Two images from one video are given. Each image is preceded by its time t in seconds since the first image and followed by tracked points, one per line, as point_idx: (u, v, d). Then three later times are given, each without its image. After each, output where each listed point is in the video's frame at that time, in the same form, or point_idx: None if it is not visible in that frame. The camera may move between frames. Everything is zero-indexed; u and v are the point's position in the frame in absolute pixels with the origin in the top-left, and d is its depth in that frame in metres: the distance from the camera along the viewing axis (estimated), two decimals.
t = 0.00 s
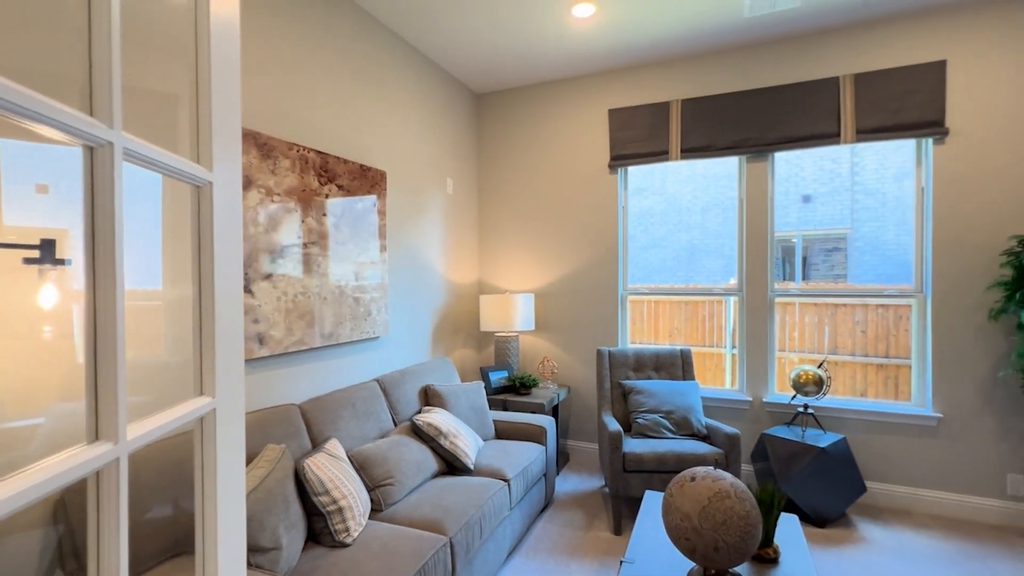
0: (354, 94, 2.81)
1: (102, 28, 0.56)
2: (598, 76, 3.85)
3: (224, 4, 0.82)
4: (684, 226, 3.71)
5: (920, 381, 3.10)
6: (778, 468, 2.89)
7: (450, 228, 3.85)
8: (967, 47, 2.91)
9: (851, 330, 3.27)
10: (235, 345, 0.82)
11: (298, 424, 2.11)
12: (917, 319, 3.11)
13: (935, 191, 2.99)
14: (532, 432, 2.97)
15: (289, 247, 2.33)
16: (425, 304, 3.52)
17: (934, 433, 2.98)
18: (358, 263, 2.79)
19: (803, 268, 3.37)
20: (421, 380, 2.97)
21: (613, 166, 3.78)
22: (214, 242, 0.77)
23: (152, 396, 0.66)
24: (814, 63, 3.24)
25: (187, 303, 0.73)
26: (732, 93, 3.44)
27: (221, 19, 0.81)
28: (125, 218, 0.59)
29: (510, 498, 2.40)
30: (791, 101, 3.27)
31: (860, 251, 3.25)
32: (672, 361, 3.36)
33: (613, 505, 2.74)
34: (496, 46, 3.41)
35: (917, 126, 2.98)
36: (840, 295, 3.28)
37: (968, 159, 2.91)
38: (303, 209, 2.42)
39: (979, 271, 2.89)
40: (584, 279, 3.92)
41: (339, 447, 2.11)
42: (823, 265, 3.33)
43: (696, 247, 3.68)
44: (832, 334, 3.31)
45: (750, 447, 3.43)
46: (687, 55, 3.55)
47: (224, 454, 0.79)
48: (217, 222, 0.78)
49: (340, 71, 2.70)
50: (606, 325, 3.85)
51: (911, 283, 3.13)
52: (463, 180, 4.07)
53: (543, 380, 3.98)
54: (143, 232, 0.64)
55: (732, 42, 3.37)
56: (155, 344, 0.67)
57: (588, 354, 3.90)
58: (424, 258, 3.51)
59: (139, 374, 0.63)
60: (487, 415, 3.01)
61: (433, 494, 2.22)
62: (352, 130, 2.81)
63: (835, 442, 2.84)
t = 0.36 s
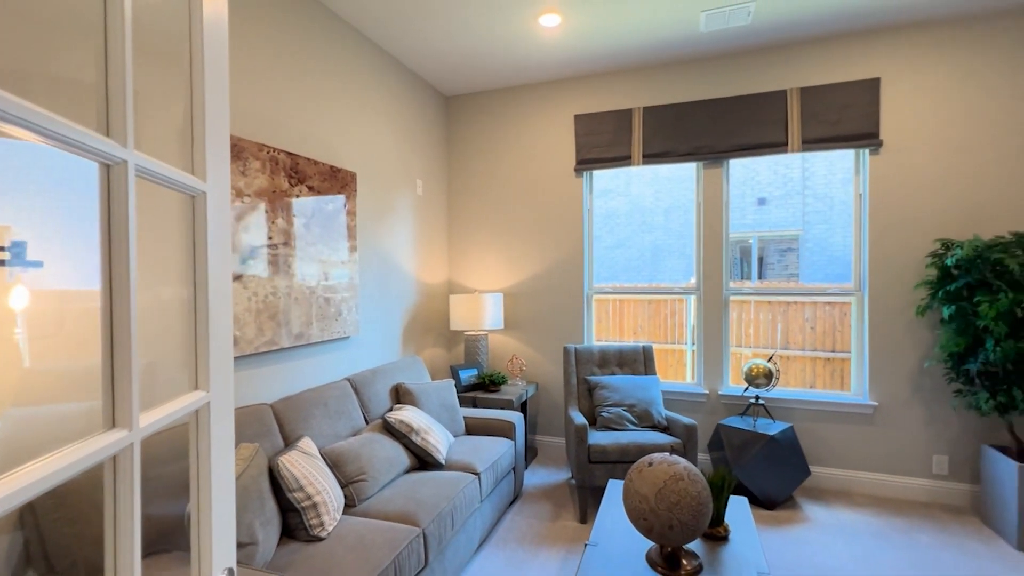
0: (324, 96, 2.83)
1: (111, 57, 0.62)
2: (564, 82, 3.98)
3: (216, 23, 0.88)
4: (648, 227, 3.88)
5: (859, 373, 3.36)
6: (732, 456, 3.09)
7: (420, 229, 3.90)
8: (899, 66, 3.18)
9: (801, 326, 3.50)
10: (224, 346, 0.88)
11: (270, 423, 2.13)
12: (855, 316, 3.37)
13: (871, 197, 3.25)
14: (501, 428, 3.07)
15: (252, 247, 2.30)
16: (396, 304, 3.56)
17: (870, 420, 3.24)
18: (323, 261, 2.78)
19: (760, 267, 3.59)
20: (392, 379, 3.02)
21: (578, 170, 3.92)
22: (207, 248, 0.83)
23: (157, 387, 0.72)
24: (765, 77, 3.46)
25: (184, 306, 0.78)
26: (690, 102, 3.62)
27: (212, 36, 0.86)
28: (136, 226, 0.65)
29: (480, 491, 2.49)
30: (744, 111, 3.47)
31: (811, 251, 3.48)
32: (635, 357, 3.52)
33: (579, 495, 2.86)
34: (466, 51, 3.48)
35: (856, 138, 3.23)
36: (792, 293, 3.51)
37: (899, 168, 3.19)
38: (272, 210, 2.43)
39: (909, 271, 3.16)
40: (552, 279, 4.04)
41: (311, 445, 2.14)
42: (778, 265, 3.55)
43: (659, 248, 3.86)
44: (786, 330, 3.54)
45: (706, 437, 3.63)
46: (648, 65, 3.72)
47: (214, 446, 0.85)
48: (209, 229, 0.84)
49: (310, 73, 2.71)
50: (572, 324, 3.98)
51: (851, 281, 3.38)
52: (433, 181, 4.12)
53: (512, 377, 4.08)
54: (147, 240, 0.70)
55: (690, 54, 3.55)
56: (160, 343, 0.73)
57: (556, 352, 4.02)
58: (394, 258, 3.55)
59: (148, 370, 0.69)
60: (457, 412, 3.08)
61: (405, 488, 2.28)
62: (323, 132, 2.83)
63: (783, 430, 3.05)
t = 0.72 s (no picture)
0: (295, 98, 2.91)
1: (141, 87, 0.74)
2: (529, 88, 4.15)
3: (213, 47, 1.00)
4: (611, 226, 4.10)
5: (798, 361, 3.67)
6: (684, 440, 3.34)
7: (389, 228, 4.00)
8: (831, 82, 3.49)
9: (753, 320, 3.78)
10: (223, 332, 1.00)
11: (246, 414, 2.22)
12: (795, 309, 3.68)
13: (808, 201, 3.56)
14: (470, 417, 3.22)
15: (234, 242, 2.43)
16: (367, 301, 3.66)
17: (807, 404, 3.55)
18: (293, 259, 2.84)
19: (719, 265, 3.85)
20: (364, 372, 3.13)
21: (543, 172, 4.10)
22: (209, 245, 0.95)
23: (174, 365, 0.84)
24: (714, 88, 3.72)
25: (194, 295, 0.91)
26: (646, 109, 3.86)
27: (212, 59, 0.98)
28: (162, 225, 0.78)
29: (449, 476, 2.64)
30: (695, 120, 3.73)
31: (765, 249, 3.75)
32: (596, 350, 3.74)
33: (543, 479, 3.05)
34: (434, 56, 3.61)
35: (794, 146, 3.53)
36: (746, 289, 3.78)
37: (832, 174, 3.50)
38: (245, 209, 2.50)
39: (840, 268, 3.49)
40: (518, 276, 4.21)
41: (287, 434, 2.24)
42: (736, 263, 3.81)
43: (622, 246, 4.08)
44: (736, 323, 3.82)
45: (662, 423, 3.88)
46: (608, 73, 3.93)
47: (217, 417, 0.97)
48: (210, 228, 0.96)
49: (281, 76, 2.79)
50: (538, 319, 4.17)
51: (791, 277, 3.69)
52: (402, 181, 4.23)
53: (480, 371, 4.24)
54: (165, 237, 0.82)
55: (646, 65, 3.79)
56: (176, 326, 0.86)
57: (522, 346, 4.20)
58: (365, 256, 3.65)
59: (168, 349, 0.81)
60: (427, 403, 3.22)
61: (378, 473, 2.41)
62: (294, 133, 2.91)
63: (729, 414, 3.32)
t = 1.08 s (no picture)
0: (271, 100, 2.98)
1: (166, 113, 0.87)
2: (499, 91, 4.30)
3: (219, 69, 1.12)
4: (582, 223, 4.30)
5: (750, 350, 3.96)
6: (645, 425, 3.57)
7: (364, 226, 4.10)
8: (779, 92, 3.78)
9: (714, 314, 4.04)
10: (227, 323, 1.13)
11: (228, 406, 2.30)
12: (747, 302, 3.96)
13: (758, 202, 3.84)
14: (444, 408, 3.37)
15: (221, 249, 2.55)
16: (342, 297, 3.75)
17: (757, 390, 3.85)
18: (270, 257, 2.92)
19: (684, 262, 4.09)
20: (341, 366, 3.24)
21: (513, 173, 4.27)
22: (217, 245, 1.07)
23: (191, 349, 0.97)
24: (673, 96, 3.96)
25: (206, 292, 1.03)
26: (611, 115, 4.08)
27: (218, 80, 1.10)
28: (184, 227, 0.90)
29: (425, 462, 2.79)
30: (656, 125, 3.97)
31: (725, 247, 4.01)
32: (564, 342, 3.94)
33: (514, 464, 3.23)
34: (407, 60, 3.72)
35: (746, 151, 3.80)
36: (708, 284, 4.04)
37: (779, 178, 3.80)
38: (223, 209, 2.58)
39: (787, 264, 3.78)
40: (490, 273, 4.37)
41: (268, 424, 2.34)
42: (699, 260, 4.06)
43: (592, 243, 4.28)
44: (695, 317, 4.09)
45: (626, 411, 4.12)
46: (574, 79, 4.12)
47: (223, 397, 1.10)
48: (217, 232, 1.08)
49: (257, 78, 2.86)
50: (509, 314, 4.34)
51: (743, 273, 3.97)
52: (376, 180, 4.32)
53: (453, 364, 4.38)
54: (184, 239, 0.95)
55: (610, 73, 3.99)
56: (193, 316, 0.98)
57: (494, 340, 4.37)
58: (340, 254, 3.74)
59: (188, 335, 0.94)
60: (402, 395, 3.35)
61: (357, 461, 2.54)
62: (270, 134, 2.98)
63: (687, 400, 3.57)
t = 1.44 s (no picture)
0: (252, 103, 3.00)
1: (183, 131, 0.93)
2: (478, 96, 4.39)
3: (224, 84, 1.17)
4: (557, 225, 4.42)
5: (719, 347, 4.15)
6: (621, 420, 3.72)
7: (344, 228, 4.13)
8: (744, 102, 3.98)
9: (685, 312, 4.23)
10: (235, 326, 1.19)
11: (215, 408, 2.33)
12: (716, 301, 4.16)
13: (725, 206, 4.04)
14: (426, 407, 3.44)
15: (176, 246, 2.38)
16: (323, 299, 3.78)
17: (726, 384, 4.05)
18: (252, 260, 2.94)
19: (656, 262, 4.27)
20: (324, 367, 3.27)
21: (492, 176, 4.36)
22: (226, 253, 1.14)
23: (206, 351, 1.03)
24: (646, 104, 4.13)
25: (215, 296, 1.09)
26: (586, 121, 4.21)
27: (225, 93, 1.16)
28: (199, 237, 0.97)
29: (409, 459, 2.85)
30: (629, 132, 4.12)
31: (695, 248, 4.20)
32: (543, 342, 4.06)
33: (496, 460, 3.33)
34: (387, 64, 3.77)
35: (714, 158, 4.00)
36: (679, 284, 4.22)
37: (745, 183, 4.00)
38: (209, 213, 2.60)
39: (752, 265, 4.00)
40: (470, 274, 4.46)
41: (255, 426, 2.37)
42: (671, 260, 4.24)
43: (566, 244, 4.42)
44: (667, 316, 4.26)
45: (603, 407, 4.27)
46: (551, 86, 4.25)
47: (232, 397, 1.16)
48: (225, 239, 1.14)
49: (238, 82, 2.88)
50: (488, 314, 4.43)
51: (711, 273, 4.17)
52: (356, 183, 4.36)
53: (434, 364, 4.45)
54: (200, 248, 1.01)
55: (586, 80, 4.13)
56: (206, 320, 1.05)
57: (474, 340, 4.45)
58: (321, 256, 3.76)
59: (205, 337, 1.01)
60: (385, 395, 3.40)
61: (343, 459, 2.59)
62: (251, 137, 3.00)
63: (660, 396, 3.74)
